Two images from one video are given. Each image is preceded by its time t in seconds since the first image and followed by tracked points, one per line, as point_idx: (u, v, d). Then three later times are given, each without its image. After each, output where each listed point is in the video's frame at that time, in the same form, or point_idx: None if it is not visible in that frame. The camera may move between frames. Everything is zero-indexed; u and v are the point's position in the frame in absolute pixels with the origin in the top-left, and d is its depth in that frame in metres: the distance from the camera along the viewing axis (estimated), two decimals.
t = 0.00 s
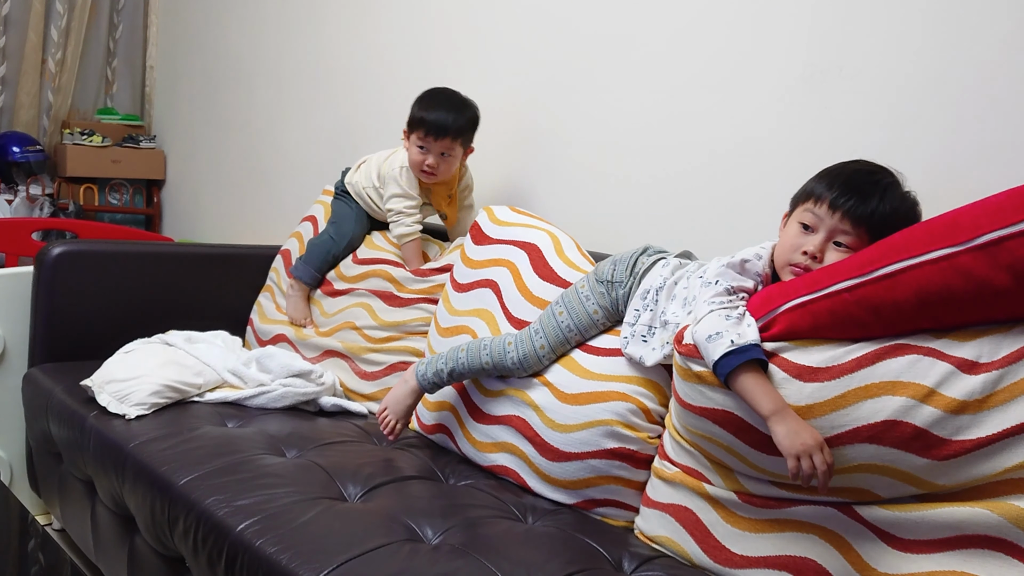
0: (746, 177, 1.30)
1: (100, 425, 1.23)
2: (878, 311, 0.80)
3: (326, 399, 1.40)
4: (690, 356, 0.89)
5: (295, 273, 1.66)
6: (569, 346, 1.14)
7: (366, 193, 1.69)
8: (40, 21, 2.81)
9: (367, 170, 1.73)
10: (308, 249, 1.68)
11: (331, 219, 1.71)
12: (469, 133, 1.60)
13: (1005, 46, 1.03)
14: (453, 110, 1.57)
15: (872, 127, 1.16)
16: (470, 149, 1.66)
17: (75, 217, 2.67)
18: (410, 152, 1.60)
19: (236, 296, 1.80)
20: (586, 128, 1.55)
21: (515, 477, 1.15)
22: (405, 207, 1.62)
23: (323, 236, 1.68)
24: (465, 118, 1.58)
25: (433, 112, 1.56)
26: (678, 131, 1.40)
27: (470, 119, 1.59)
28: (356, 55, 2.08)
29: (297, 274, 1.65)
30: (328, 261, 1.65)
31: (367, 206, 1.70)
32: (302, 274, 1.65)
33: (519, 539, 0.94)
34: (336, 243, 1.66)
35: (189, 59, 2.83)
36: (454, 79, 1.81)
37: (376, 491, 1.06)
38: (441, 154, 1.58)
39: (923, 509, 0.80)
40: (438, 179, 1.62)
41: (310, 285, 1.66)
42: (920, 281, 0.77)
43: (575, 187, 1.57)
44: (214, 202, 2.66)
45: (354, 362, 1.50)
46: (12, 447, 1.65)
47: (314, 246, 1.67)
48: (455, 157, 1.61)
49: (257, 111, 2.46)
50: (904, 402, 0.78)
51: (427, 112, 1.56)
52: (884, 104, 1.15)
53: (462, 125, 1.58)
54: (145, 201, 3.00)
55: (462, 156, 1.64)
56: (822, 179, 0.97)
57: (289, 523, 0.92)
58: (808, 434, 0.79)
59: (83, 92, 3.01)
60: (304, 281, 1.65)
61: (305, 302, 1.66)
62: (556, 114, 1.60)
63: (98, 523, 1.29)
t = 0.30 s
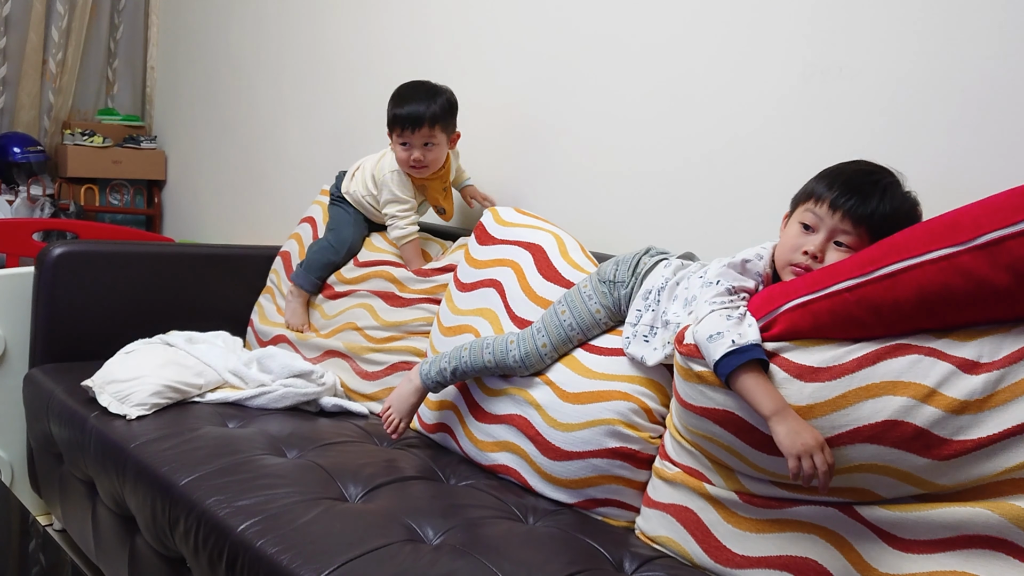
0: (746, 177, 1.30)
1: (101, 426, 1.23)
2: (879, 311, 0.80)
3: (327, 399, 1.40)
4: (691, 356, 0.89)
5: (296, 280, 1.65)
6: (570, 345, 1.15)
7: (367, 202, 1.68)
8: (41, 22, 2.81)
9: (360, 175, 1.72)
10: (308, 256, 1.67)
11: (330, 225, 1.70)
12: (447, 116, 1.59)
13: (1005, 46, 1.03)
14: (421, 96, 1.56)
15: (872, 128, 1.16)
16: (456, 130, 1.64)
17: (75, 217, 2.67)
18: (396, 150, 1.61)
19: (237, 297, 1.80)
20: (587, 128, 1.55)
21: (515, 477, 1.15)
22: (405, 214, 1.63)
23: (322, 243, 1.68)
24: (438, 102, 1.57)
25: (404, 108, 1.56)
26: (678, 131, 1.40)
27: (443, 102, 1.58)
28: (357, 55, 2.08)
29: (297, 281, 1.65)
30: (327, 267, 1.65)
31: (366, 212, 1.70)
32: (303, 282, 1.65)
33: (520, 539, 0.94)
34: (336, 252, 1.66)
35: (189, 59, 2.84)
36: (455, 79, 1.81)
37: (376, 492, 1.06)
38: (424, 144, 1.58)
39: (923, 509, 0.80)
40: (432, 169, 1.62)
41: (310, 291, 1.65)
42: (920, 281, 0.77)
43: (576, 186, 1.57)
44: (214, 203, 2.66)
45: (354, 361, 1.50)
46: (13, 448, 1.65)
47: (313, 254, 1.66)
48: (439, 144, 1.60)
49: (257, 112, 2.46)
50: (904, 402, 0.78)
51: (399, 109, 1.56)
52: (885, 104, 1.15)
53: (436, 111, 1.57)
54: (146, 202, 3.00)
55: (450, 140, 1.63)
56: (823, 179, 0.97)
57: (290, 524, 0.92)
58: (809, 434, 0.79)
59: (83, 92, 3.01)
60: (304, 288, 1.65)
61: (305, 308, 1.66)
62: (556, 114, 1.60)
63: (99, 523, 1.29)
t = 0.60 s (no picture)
0: (747, 177, 1.30)
1: (102, 426, 1.23)
2: (879, 312, 0.80)
3: (328, 399, 1.40)
4: (691, 357, 0.89)
5: (296, 280, 1.65)
6: (570, 346, 1.15)
7: (370, 200, 1.69)
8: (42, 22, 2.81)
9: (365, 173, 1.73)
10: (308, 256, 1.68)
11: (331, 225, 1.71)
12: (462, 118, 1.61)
13: (1006, 46, 1.03)
14: (436, 99, 1.58)
15: (872, 128, 1.16)
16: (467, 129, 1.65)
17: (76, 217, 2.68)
18: (410, 152, 1.62)
19: (238, 297, 1.80)
20: (587, 128, 1.55)
21: (516, 477, 1.15)
22: (408, 212, 1.63)
23: (323, 243, 1.68)
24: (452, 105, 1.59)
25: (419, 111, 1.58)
26: (679, 131, 1.40)
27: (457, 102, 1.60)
28: (357, 56, 2.08)
29: (298, 282, 1.65)
30: (327, 267, 1.65)
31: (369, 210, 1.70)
32: (304, 282, 1.65)
33: (521, 539, 0.94)
34: (337, 252, 1.66)
35: (190, 60, 2.84)
36: (455, 79, 1.81)
37: (377, 492, 1.06)
38: (440, 147, 1.60)
39: (924, 509, 0.80)
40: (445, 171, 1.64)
41: (310, 292, 1.66)
42: (920, 281, 0.77)
43: (576, 187, 1.57)
44: (215, 203, 2.66)
45: (355, 362, 1.50)
46: (13, 448, 1.65)
47: (314, 254, 1.66)
48: (455, 145, 1.62)
49: (257, 112, 2.46)
50: (905, 402, 0.78)
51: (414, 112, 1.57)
52: (885, 104, 1.14)
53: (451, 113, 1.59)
54: (146, 202, 3.00)
55: (462, 140, 1.65)
56: (823, 180, 0.97)
57: (291, 524, 0.92)
58: (809, 435, 0.79)
59: (84, 93, 3.01)
60: (304, 288, 1.65)
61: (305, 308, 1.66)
62: (557, 114, 1.60)
63: (99, 524, 1.29)
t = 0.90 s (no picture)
0: (748, 177, 1.30)
1: (104, 426, 1.23)
2: (881, 311, 0.80)
3: (329, 399, 1.40)
4: (693, 357, 0.89)
5: (297, 279, 1.66)
6: (572, 345, 1.14)
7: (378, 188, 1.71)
8: (43, 23, 2.82)
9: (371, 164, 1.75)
10: (309, 255, 1.68)
11: (331, 224, 1.72)
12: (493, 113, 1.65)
13: (1007, 46, 1.03)
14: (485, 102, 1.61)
15: (874, 128, 1.16)
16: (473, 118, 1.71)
17: (77, 218, 2.68)
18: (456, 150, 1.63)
19: (239, 297, 1.80)
20: (589, 128, 1.55)
21: (517, 477, 1.15)
22: (425, 200, 1.63)
23: (324, 242, 1.68)
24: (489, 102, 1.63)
25: (471, 111, 1.59)
26: (680, 131, 1.40)
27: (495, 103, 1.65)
28: (358, 55, 2.09)
29: (301, 280, 1.65)
30: (330, 266, 1.65)
31: (373, 202, 1.73)
32: (306, 280, 1.65)
33: (522, 539, 0.94)
34: (338, 248, 1.66)
35: (191, 60, 2.84)
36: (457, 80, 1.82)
37: (378, 492, 1.06)
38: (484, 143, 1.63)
39: (925, 509, 0.80)
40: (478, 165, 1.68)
41: (313, 291, 1.66)
42: (922, 281, 0.77)
43: (578, 187, 1.57)
44: (216, 203, 2.66)
45: (356, 361, 1.50)
46: (15, 448, 1.65)
47: (316, 252, 1.67)
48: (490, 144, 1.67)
49: (259, 112, 2.46)
50: (907, 402, 0.78)
51: (468, 112, 1.58)
52: (887, 104, 1.14)
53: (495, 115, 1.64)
54: (148, 202, 3.00)
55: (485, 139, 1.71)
56: (824, 179, 0.97)
57: (293, 524, 0.92)
58: (810, 436, 0.79)
59: (85, 93, 3.01)
60: (306, 287, 1.65)
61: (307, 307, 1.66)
62: (558, 114, 1.60)
63: (101, 524, 1.29)
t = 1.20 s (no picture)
0: (748, 178, 1.30)
1: (104, 427, 1.23)
2: (882, 311, 0.80)
3: (330, 399, 1.40)
4: (694, 357, 0.89)
5: (297, 279, 1.65)
6: (572, 346, 1.14)
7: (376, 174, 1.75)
8: (44, 23, 2.82)
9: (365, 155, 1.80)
10: (309, 256, 1.68)
11: (330, 225, 1.72)
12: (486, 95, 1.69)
13: (1008, 47, 1.03)
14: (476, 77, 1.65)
15: (875, 128, 1.16)
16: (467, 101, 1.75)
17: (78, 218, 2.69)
18: (444, 119, 1.65)
19: (240, 297, 1.80)
20: (590, 128, 1.55)
21: (517, 478, 1.15)
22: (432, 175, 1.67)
23: (324, 242, 1.69)
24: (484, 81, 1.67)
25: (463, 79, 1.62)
26: (681, 131, 1.40)
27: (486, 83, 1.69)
28: (359, 56, 2.09)
29: (301, 281, 1.65)
30: (331, 266, 1.65)
31: (373, 192, 1.76)
32: (307, 281, 1.65)
33: (523, 540, 0.94)
34: (338, 249, 1.66)
35: (192, 61, 2.84)
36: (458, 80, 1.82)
37: (379, 492, 1.06)
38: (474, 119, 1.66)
39: (927, 509, 0.80)
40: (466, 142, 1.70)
41: (314, 291, 1.66)
42: (923, 281, 0.77)
43: (579, 187, 1.57)
44: (217, 203, 2.66)
45: (358, 360, 1.49)
46: (15, 449, 1.65)
47: (317, 252, 1.67)
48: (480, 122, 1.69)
49: (259, 113, 2.46)
50: (908, 402, 0.78)
51: (459, 80, 1.61)
52: (888, 104, 1.14)
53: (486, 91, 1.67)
54: (149, 203, 3.00)
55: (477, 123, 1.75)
56: (825, 179, 0.97)
57: (293, 524, 0.92)
58: (811, 437, 0.79)
59: (86, 94, 3.02)
60: (306, 288, 1.65)
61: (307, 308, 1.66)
62: (559, 114, 1.60)
63: (102, 524, 1.29)
